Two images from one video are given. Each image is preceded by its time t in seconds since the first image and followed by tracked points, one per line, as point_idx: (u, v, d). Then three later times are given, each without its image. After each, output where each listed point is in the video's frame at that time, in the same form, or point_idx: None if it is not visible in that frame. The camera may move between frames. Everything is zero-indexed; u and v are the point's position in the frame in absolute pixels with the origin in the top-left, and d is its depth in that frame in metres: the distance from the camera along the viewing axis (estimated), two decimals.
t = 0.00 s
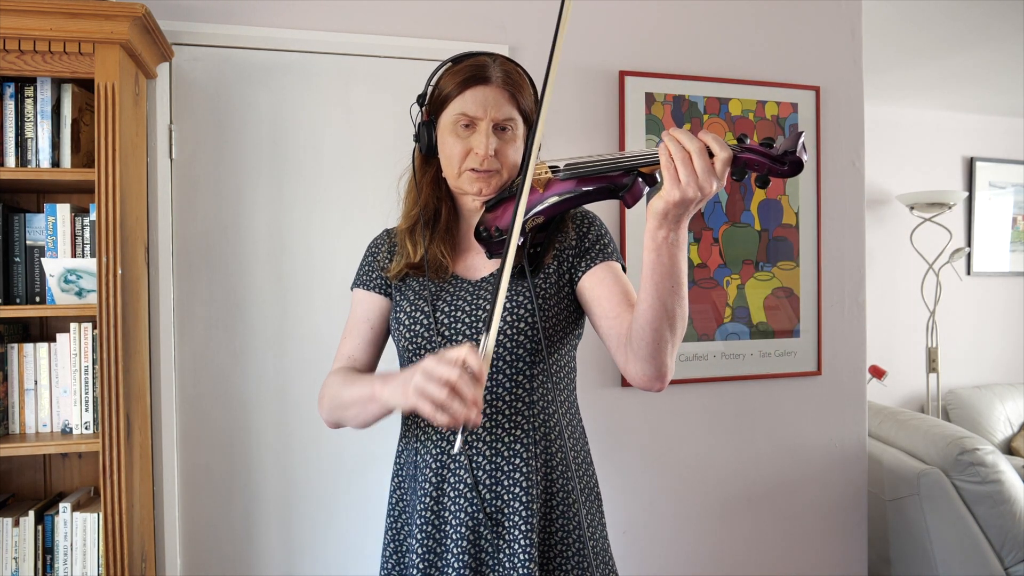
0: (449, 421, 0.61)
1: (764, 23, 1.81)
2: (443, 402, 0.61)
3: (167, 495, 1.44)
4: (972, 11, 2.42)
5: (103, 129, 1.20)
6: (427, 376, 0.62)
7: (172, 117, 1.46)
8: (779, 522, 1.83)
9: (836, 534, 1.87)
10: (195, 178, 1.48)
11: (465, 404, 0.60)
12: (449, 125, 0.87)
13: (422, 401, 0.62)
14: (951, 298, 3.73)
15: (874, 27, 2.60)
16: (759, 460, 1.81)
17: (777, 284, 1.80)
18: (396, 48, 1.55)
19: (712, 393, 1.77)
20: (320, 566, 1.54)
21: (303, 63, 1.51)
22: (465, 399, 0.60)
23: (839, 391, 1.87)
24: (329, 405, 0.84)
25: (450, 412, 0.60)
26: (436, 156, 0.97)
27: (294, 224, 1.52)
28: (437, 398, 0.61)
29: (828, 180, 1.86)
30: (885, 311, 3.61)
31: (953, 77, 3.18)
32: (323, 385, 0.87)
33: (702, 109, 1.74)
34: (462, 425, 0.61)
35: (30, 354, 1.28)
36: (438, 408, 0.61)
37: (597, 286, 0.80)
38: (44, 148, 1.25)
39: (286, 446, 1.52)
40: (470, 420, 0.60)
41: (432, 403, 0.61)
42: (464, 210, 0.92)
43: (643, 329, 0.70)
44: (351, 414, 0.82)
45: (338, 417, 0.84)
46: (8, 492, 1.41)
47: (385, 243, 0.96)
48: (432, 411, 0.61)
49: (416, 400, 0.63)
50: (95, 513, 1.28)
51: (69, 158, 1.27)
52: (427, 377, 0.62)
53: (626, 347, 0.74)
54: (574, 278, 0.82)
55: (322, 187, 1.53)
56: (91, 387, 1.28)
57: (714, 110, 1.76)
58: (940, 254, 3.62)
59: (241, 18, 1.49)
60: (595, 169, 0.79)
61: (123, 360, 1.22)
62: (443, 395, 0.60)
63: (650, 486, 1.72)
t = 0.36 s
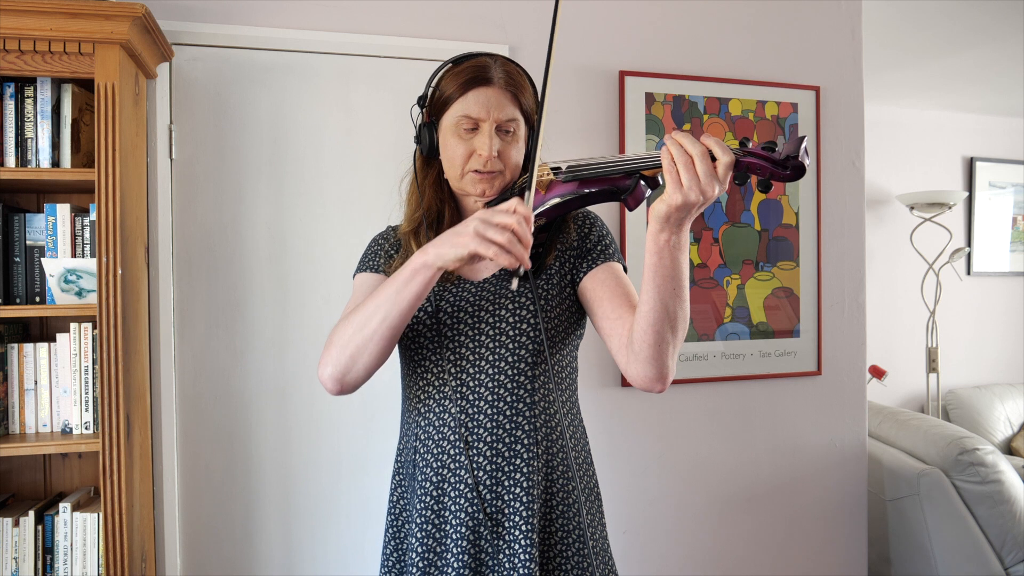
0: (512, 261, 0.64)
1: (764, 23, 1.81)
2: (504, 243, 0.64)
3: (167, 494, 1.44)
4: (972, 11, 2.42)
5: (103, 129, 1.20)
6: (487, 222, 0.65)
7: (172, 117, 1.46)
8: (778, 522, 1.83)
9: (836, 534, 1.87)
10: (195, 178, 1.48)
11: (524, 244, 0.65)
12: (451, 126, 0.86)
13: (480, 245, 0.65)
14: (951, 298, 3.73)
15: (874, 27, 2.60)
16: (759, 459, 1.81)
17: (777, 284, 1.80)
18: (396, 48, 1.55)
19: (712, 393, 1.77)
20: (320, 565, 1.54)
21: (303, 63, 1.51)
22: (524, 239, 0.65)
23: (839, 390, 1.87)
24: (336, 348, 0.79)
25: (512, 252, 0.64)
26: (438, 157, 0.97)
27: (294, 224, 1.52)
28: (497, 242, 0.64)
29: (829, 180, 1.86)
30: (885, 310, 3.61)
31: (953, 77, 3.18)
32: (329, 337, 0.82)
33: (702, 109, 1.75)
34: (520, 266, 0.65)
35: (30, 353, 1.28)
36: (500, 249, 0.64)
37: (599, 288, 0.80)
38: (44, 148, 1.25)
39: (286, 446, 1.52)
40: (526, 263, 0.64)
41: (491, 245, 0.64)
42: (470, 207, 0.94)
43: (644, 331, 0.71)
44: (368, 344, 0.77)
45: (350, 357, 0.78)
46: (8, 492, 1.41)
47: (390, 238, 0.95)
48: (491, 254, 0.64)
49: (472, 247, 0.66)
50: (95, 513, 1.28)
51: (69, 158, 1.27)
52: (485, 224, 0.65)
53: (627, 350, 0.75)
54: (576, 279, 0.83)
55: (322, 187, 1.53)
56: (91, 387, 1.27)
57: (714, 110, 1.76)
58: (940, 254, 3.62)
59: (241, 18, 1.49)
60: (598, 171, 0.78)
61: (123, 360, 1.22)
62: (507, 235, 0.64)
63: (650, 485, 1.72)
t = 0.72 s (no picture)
0: (537, 240, 0.68)
1: (764, 23, 1.81)
2: (528, 223, 0.68)
3: (167, 494, 1.44)
4: (972, 11, 2.42)
5: (103, 129, 1.20)
6: (510, 204, 0.69)
7: (172, 117, 1.46)
8: (778, 522, 1.83)
9: (836, 534, 1.87)
10: (195, 178, 1.48)
11: (545, 222, 0.70)
12: (460, 128, 0.86)
13: (503, 224, 0.68)
14: (951, 298, 3.73)
15: (874, 27, 2.61)
16: (759, 459, 1.81)
17: (777, 284, 1.80)
18: (396, 48, 1.55)
19: (712, 393, 1.77)
20: (320, 565, 1.54)
21: (303, 63, 1.51)
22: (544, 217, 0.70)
23: (839, 390, 1.87)
24: (349, 338, 0.79)
25: (536, 229, 0.68)
26: (438, 158, 0.97)
27: (294, 224, 1.52)
28: (522, 221, 0.68)
29: (829, 180, 1.86)
30: (885, 311, 3.61)
31: (953, 77, 3.18)
32: (340, 326, 0.81)
33: (702, 109, 1.75)
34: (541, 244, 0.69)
35: (30, 353, 1.28)
36: (525, 227, 0.68)
37: (600, 288, 0.81)
38: (44, 148, 1.25)
39: (286, 446, 1.52)
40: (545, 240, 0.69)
41: (515, 225, 0.68)
42: (472, 207, 0.94)
43: (646, 331, 0.71)
44: (384, 330, 0.77)
45: (365, 344, 0.78)
46: (8, 492, 1.41)
47: (391, 239, 0.96)
48: (516, 232, 0.67)
49: (495, 227, 0.68)
50: (95, 513, 1.28)
51: (69, 158, 1.27)
52: (509, 205, 0.69)
53: (628, 349, 0.75)
54: (577, 279, 0.83)
55: (323, 187, 1.53)
56: (91, 387, 1.27)
57: (714, 110, 1.76)
58: (940, 254, 3.62)
59: (241, 18, 1.49)
60: (599, 171, 0.78)
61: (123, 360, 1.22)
62: (531, 214, 0.68)
63: (650, 486, 1.72)
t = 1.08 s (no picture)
0: (541, 236, 0.68)
1: (764, 23, 1.81)
2: (533, 219, 0.69)
3: (167, 494, 1.44)
4: (972, 11, 2.42)
5: (103, 129, 1.20)
6: (515, 201, 0.69)
7: (172, 117, 1.46)
8: (778, 522, 1.83)
9: (835, 534, 1.87)
10: (195, 178, 1.48)
11: (549, 219, 0.70)
12: (460, 127, 0.86)
13: (508, 222, 0.68)
14: (951, 298, 3.73)
15: (874, 27, 2.60)
16: (759, 459, 1.81)
17: (777, 284, 1.80)
18: (396, 48, 1.55)
19: (712, 393, 1.77)
20: (319, 565, 1.54)
21: (302, 63, 1.51)
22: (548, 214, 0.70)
23: (839, 390, 1.87)
24: (353, 336, 0.79)
25: (540, 226, 0.69)
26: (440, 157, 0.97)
27: (294, 224, 1.52)
28: (527, 218, 0.68)
29: (829, 180, 1.86)
30: (885, 310, 3.61)
31: (953, 77, 3.18)
32: (343, 324, 0.81)
33: (702, 109, 1.75)
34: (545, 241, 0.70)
35: (30, 353, 1.28)
36: (530, 224, 0.68)
37: (601, 288, 0.81)
38: (44, 148, 1.25)
39: (286, 446, 1.52)
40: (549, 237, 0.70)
41: (520, 222, 0.68)
42: (473, 206, 0.94)
43: (648, 330, 0.71)
44: (389, 328, 0.77)
45: (369, 342, 0.78)
46: (8, 492, 1.41)
47: (391, 238, 0.96)
48: (522, 229, 0.67)
49: (500, 224, 0.68)
50: (95, 513, 1.28)
51: (69, 158, 1.27)
52: (514, 201, 0.69)
53: (630, 349, 0.75)
54: (577, 279, 0.83)
55: (322, 187, 1.53)
56: (91, 387, 1.27)
57: (714, 110, 1.76)
58: (939, 254, 3.62)
59: (241, 18, 1.49)
60: (600, 171, 0.78)
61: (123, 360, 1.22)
62: (535, 212, 0.68)
63: (650, 485, 1.72)
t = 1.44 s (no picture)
0: (536, 235, 0.68)
1: (764, 23, 1.81)
2: (529, 218, 0.68)
3: (167, 494, 1.44)
4: (972, 11, 2.42)
5: (103, 129, 1.20)
6: (511, 199, 0.69)
7: (173, 117, 1.46)
8: (778, 522, 1.83)
9: (835, 534, 1.87)
10: (195, 178, 1.48)
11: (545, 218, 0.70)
12: (457, 127, 0.86)
13: (503, 220, 0.67)
14: (951, 298, 3.73)
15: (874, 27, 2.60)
16: (758, 459, 1.81)
17: (777, 284, 1.80)
18: (396, 48, 1.55)
19: (712, 393, 1.77)
20: (319, 564, 1.54)
21: (302, 64, 1.51)
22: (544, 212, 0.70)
23: (839, 390, 1.87)
24: (350, 334, 0.79)
25: (535, 224, 0.68)
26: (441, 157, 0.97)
27: (294, 224, 1.52)
28: (522, 217, 0.68)
29: (828, 180, 1.86)
30: (885, 310, 3.61)
31: (953, 77, 3.18)
32: (341, 322, 0.81)
33: (702, 109, 1.75)
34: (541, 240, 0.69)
35: (30, 353, 1.28)
36: (525, 222, 0.68)
37: (600, 288, 0.81)
38: (44, 148, 1.25)
39: (285, 445, 1.52)
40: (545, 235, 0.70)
41: (516, 220, 0.68)
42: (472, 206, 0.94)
43: (645, 331, 0.71)
44: (386, 326, 0.77)
45: (366, 340, 0.78)
46: (8, 492, 1.41)
47: (391, 237, 0.96)
48: (517, 227, 0.67)
49: (495, 222, 0.68)
50: (95, 513, 1.28)
51: (69, 158, 1.27)
52: (510, 200, 0.69)
53: (628, 349, 0.75)
54: (577, 279, 0.83)
55: (322, 187, 1.53)
56: (91, 387, 1.27)
57: (714, 110, 1.76)
58: (939, 254, 3.62)
59: (241, 19, 1.49)
60: (598, 171, 0.78)
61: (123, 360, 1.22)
62: (531, 210, 0.68)
63: (650, 485, 1.72)
